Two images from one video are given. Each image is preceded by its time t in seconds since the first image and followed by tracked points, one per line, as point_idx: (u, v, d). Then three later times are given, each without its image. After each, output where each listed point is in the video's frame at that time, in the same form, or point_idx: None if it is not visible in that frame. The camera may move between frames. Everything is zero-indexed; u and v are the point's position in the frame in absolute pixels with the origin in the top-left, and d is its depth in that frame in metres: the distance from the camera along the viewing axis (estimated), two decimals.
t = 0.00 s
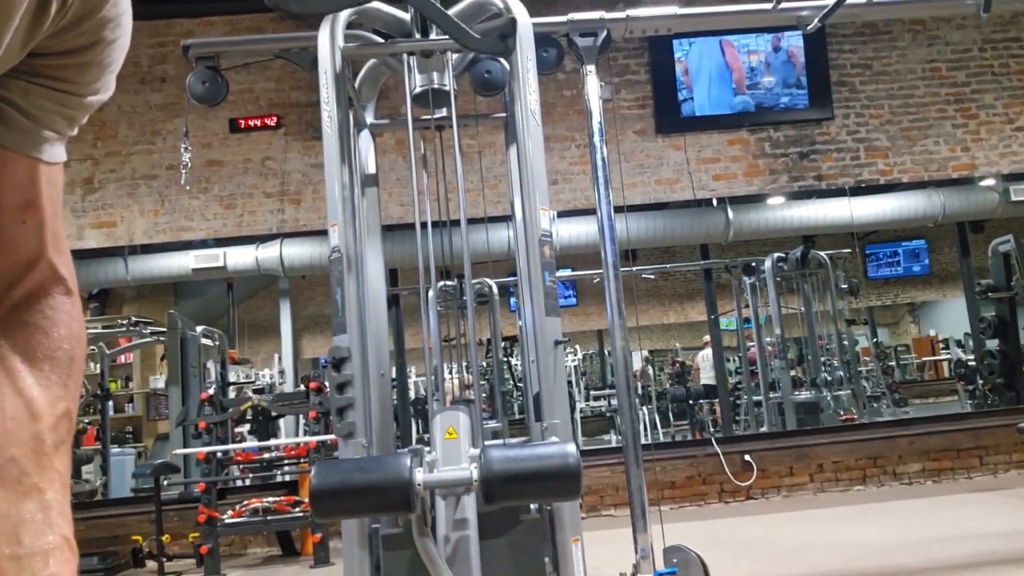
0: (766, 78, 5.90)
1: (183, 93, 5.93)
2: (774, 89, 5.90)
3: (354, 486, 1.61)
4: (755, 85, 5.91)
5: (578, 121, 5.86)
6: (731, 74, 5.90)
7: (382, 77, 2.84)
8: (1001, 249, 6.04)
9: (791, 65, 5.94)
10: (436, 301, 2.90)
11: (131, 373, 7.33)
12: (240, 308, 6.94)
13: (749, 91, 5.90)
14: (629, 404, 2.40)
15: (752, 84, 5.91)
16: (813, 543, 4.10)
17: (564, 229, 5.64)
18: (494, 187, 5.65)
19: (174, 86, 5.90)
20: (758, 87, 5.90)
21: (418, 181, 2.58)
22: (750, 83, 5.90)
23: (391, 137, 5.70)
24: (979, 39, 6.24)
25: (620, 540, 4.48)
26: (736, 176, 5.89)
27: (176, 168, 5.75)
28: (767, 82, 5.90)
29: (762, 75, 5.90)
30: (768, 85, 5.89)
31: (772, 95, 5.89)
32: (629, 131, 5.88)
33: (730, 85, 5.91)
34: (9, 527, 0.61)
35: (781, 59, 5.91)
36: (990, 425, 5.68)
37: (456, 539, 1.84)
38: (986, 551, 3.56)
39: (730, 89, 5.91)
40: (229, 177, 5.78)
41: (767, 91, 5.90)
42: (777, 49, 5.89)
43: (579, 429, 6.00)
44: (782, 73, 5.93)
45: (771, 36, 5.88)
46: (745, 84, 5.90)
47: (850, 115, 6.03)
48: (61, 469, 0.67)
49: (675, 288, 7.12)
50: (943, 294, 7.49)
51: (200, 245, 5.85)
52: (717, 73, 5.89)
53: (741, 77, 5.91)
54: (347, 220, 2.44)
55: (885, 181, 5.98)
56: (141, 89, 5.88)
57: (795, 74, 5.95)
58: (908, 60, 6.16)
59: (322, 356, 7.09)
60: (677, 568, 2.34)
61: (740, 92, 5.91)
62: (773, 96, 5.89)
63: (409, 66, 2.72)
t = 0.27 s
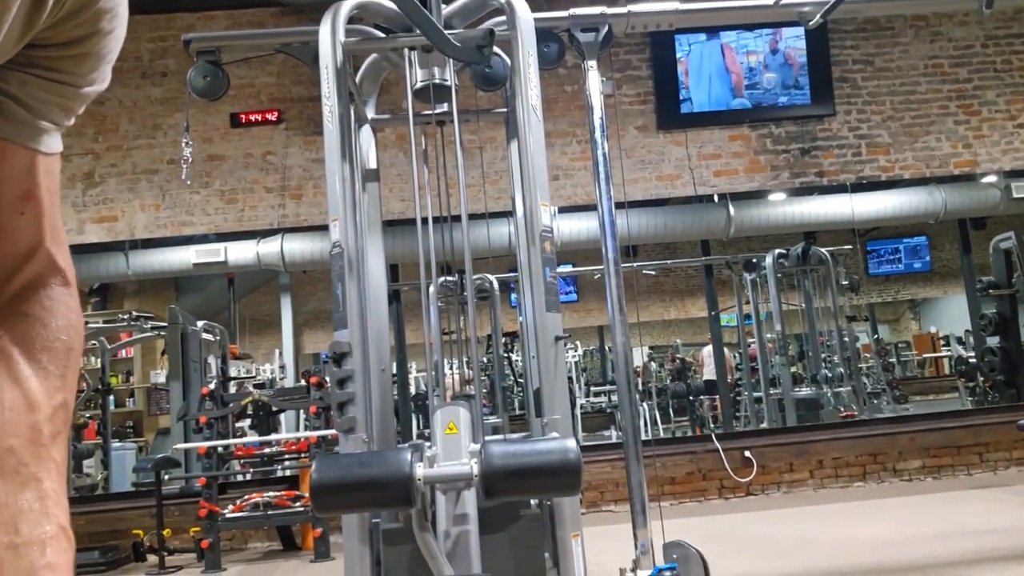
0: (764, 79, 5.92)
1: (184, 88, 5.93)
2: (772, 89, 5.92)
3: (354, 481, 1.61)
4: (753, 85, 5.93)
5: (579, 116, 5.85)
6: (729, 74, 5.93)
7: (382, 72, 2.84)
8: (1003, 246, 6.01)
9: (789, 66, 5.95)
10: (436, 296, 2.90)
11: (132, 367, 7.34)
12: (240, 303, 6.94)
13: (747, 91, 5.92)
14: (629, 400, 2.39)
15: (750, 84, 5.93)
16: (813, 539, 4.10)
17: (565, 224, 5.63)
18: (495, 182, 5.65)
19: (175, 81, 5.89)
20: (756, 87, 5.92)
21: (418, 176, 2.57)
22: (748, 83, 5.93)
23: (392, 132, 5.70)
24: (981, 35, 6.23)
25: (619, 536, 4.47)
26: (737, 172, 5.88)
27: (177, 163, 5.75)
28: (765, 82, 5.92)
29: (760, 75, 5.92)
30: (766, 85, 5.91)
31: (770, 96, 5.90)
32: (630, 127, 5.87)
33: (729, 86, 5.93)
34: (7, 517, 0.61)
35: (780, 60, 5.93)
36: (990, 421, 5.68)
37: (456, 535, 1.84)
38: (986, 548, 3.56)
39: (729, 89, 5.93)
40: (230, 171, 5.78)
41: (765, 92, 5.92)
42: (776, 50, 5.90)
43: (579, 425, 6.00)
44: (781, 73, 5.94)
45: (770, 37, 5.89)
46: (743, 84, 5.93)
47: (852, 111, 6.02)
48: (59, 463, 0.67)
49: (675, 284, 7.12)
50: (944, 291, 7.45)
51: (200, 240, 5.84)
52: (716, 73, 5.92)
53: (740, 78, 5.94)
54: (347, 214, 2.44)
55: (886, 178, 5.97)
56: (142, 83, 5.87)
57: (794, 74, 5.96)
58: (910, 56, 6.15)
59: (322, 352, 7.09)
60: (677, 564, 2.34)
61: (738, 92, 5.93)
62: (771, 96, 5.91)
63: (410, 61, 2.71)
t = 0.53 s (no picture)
0: (763, 79, 5.91)
1: (184, 84, 5.93)
2: (771, 89, 5.91)
3: (354, 478, 1.61)
4: (751, 85, 5.92)
5: (580, 113, 5.85)
6: (728, 74, 5.92)
7: (383, 68, 2.84)
8: (1003, 244, 6.02)
9: (787, 67, 5.96)
10: (437, 293, 2.90)
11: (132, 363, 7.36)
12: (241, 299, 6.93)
13: (746, 91, 5.91)
14: (629, 397, 2.39)
15: (749, 84, 5.92)
16: (813, 536, 4.11)
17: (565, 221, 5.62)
18: (495, 179, 5.65)
19: (175, 77, 5.89)
20: (755, 87, 5.91)
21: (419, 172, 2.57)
22: (747, 83, 5.92)
23: (392, 129, 5.69)
24: (983, 32, 6.22)
25: (619, 532, 4.48)
26: (738, 169, 5.88)
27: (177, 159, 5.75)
28: (764, 82, 5.91)
29: (759, 75, 5.91)
30: (765, 85, 5.90)
31: (768, 96, 5.89)
32: (631, 124, 5.87)
33: (727, 86, 5.92)
34: (12, 501, 0.61)
35: (778, 61, 5.93)
36: (989, 419, 5.70)
37: (456, 531, 1.85)
38: (985, 545, 3.56)
39: (727, 89, 5.92)
40: (230, 167, 5.78)
41: (764, 91, 5.91)
42: (774, 50, 5.90)
43: (579, 422, 6.00)
44: (779, 74, 5.94)
45: (768, 37, 5.89)
46: (742, 84, 5.92)
47: (853, 108, 6.02)
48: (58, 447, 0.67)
49: (676, 281, 7.12)
50: (944, 288, 7.44)
51: (200, 237, 5.84)
52: (715, 74, 5.92)
53: (738, 78, 5.93)
54: (347, 210, 2.44)
55: (886, 175, 5.97)
56: (143, 79, 5.87)
57: (792, 74, 5.96)
58: (911, 53, 6.14)
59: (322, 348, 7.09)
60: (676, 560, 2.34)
61: (737, 92, 5.91)
62: (770, 95, 5.90)
63: (411, 57, 2.71)
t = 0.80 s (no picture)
0: (762, 79, 5.90)
1: (184, 82, 5.92)
2: (770, 89, 5.90)
3: (354, 476, 1.61)
4: (751, 84, 5.91)
5: (580, 111, 5.85)
6: (727, 74, 5.91)
7: (383, 67, 2.84)
8: (1003, 243, 6.03)
9: (786, 66, 5.94)
10: (437, 292, 2.90)
11: (133, 361, 7.37)
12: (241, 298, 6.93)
13: (745, 90, 5.90)
14: (629, 396, 2.39)
15: (748, 83, 5.90)
16: (813, 534, 4.11)
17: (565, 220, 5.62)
18: (495, 177, 5.65)
19: (175, 75, 5.89)
20: (754, 86, 5.90)
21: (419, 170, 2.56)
22: (746, 82, 5.90)
23: (393, 127, 5.69)
24: (984, 31, 6.21)
25: (619, 530, 4.48)
26: (738, 167, 5.88)
27: (177, 157, 5.75)
28: (763, 81, 5.90)
29: (758, 75, 5.90)
30: (764, 83, 5.89)
31: (767, 95, 5.88)
32: (632, 122, 5.87)
33: (727, 85, 5.90)
34: (10, 470, 0.61)
35: (777, 61, 5.92)
36: (989, 418, 5.70)
37: (456, 529, 1.85)
38: (985, 544, 3.56)
39: (726, 88, 5.91)
40: (230, 165, 5.78)
41: (762, 90, 5.90)
42: (773, 49, 5.89)
43: (579, 420, 6.00)
44: (778, 73, 5.93)
45: (767, 37, 5.89)
46: (741, 84, 5.90)
47: (853, 107, 6.01)
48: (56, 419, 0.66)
49: (676, 280, 7.13)
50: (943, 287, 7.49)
51: (200, 235, 5.84)
52: (714, 73, 5.91)
53: (737, 77, 5.91)
54: (347, 209, 2.43)
55: (886, 174, 5.97)
56: (143, 77, 5.86)
57: (791, 73, 5.94)
58: (912, 52, 6.14)
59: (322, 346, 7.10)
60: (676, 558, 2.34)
61: (736, 91, 5.90)
62: (769, 94, 5.89)
63: (411, 56, 2.71)
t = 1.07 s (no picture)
0: (760, 77, 5.90)
1: (184, 81, 5.92)
2: (769, 88, 5.89)
3: (354, 475, 1.61)
4: (749, 83, 5.90)
5: (580, 110, 5.85)
6: (726, 73, 5.90)
7: (383, 65, 2.83)
8: (1003, 242, 6.04)
9: (785, 65, 5.94)
10: (437, 291, 2.90)
11: (133, 360, 7.38)
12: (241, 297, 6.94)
13: (744, 90, 5.90)
14: (629, 395, 2.39)
15: (747, 82, 5.90)
16: (812, 533, 4.11)
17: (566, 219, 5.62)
18: (496, 176, 5.64)
19: (175, 74, 5.88)
20: (753, 85, 5.89)
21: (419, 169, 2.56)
22: (745, 82, 5.90)
23: (393, 126, 5.69)
24: (984, 30, 6.21)
25: (619, 529, 4.48)
26: (738, 166, 5.88)
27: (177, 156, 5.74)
28: (762, 80, 5.89)
29: (757, 74, 5.90)
30: (762, 83, 5.89)
31: (765, 94, 5.88)
32: (632, 121, 5.86)
33: (726, 84, 5.90)
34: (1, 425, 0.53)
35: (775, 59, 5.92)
36: (988, 417, 5.71)
37: (456, 528, 1.85)
38: (984, 543, 3.56)
39: (726, 87, 5.90)
40: (231, 164, 5.77)
41: (761, 90, 5.90)
42: (772, 48, 5.89)
43: (579, 419, 6.01)
44: (777, 72, 5.92)
45: (767, 35, 5.88)
46: (740, 82, 5.90)
47: (854, 106, 6.01)
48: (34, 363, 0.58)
49: (676, 279, 7.13)
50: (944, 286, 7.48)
51: (200, 234, 5.84)
52: (713, 72, 5.90)
53: (736, 76, 5.91)
54: (347, 208, 2.43)
55: (887, 173, 5.97)
56: (143, 76, 5.86)
57: (790, 73, 5.94)
58: (912, 50, 6.13)
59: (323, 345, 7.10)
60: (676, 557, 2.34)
61: (735, 90, 5.90)
62: (767, 94, 5.89)
63: (411, 55, 2.70)
